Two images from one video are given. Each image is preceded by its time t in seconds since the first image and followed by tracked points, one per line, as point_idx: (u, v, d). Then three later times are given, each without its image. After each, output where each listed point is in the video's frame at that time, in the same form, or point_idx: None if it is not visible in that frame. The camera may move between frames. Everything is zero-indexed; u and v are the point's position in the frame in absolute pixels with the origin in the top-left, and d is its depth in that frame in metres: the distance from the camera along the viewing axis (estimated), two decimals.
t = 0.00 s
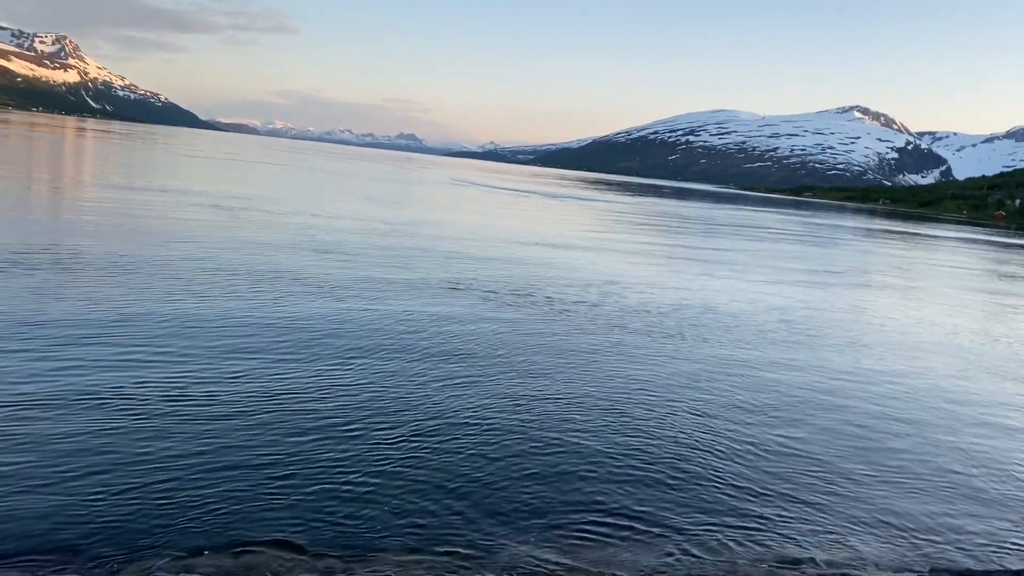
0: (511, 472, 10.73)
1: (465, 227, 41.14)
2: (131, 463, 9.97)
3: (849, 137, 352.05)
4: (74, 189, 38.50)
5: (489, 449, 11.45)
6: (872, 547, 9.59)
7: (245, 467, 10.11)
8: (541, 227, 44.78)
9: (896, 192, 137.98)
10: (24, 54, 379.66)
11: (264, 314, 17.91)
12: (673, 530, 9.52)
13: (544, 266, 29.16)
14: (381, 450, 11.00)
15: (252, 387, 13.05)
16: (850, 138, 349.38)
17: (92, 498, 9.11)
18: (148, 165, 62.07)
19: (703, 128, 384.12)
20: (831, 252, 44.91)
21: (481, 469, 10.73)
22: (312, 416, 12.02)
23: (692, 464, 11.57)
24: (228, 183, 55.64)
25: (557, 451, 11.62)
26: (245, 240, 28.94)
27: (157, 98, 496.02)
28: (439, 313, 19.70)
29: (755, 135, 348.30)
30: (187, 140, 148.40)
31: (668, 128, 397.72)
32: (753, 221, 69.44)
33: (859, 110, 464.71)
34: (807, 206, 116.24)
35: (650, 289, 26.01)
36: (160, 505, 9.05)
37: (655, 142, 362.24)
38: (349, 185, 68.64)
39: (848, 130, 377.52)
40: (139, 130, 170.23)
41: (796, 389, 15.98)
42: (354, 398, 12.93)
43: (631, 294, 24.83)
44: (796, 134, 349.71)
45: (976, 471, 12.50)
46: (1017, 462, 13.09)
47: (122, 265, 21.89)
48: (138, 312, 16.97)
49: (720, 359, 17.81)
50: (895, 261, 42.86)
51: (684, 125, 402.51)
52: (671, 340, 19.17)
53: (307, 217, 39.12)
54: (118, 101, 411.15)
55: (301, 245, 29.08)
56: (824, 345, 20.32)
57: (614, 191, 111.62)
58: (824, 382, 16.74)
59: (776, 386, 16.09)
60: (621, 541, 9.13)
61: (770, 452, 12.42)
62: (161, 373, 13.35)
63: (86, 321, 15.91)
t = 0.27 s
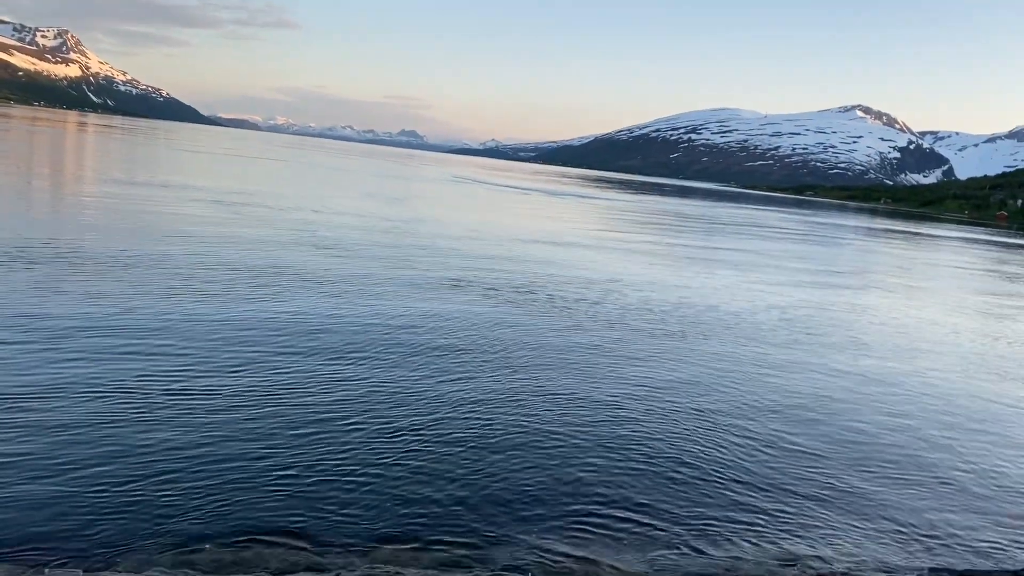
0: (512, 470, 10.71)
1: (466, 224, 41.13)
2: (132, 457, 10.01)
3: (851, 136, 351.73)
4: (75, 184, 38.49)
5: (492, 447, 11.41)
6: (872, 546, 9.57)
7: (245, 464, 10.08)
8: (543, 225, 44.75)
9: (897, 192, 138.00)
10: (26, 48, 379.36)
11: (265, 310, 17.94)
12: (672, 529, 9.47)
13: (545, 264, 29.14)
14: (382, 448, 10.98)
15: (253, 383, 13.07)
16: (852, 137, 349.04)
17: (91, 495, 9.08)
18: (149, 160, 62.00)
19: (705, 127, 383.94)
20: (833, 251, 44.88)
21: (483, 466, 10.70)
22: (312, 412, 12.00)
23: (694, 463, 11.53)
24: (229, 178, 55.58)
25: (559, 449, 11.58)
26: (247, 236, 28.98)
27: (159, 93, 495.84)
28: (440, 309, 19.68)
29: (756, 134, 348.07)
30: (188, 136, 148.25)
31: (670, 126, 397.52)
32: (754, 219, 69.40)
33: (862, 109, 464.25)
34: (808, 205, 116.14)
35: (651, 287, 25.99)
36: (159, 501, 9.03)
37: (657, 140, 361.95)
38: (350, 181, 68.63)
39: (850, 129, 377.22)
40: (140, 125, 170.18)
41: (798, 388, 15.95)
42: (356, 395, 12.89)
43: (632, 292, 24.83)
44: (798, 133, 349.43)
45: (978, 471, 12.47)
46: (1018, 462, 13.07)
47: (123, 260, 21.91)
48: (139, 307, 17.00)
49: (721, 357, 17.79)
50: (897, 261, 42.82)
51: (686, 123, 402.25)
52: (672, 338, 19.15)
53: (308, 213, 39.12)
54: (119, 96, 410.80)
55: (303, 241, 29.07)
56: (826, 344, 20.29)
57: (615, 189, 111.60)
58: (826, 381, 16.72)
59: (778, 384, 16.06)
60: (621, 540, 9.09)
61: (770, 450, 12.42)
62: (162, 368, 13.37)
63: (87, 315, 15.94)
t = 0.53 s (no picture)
0: (512, 466, 10.73)
1: (466, 221, 41.15)
2: (131, 453, 10.00)
3: (851, 134, 351.56)
4: (75, 179, 38.48)
5: (491, 443, 11.43)
6: (871, 543, 9.58)
7: (245, 460, 10.10)
8: (543, 221, 44.77)
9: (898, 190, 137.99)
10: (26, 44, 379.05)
11: (264, 306, 17.92)
12: (671, 526, 9.48)
13: (545, 260, 29.18)
14: (382, 444, 11.00)
15: (253, 379, 13.06)
16: (853, 135, 348.86)
17: (92, 489, 9.09)
18: (149, 156, 61.98)
19: (706, 124, 383.71)
20: (833, 249, 44.91)
21: (482, 463, 10.72)
22: (312, 408, 12.02)
23: (693, 460, 11.55)
24: (229, 174, 55.54)
25: (559, 447, 11.61)
26: (247, 232, 28.99)
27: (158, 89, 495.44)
28: (441, 306, 19.71)
29: (757, 131, 348.07)
30: (188, 131, 148.14)
31: (671, 123, 397.44)
32: (754, 216, 69.44)
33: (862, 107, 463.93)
34: (809, 202, 116.15)
35: (651, 284, 26.03)
36: (159, 496, 9.04)
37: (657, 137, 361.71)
38: (350, 178, 68.63)
39: (850, 127, 377.05)
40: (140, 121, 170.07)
41: (798, 385, 15.99)
42: (356, 391, 12.91)
43: (632, 289, 24.86)
44: (799, 131, 349.23)
45: (977, 468, 12.49)
46: (1017, 460, 13.06)
47: (123, 255, 21.93)
48: (139, 303, 16.99)
49: (721, 354, 17.82)
50: (896, 258, 42.85)
51: (686, 120, 402.04)
52: (672, 335, 19.19)
53: (308, 209, 39.14)
54: (120, 92, 410.44)
55: (303, 238, 29.10)
56: (825, 341, 20.32)
57: (616, 186, 111.57)
58: (825, 378, 16.76)
59: (778, 381, 16.09)
60: (620, 536, 9.10)
61: (770, 448, 12.40)
62: (161, 363, 13.37)
63: (86, 311, 15.93)
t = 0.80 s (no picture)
0: (510, 463, 10.75)
1: (465, 217, 41.20)
2: (131, 450, 10.01)
3: (850, 129, 351.57)
4: (74, 175, 38.52)
5: (490, 440, 11.45)
6: (868, 538, 9.60)
7: (244, 457, 10.12)
8: (541, 217, 44.83)
9: (896, 185, 138.12)
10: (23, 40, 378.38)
11: (264, 302, 17.93)
12: (668, 522, 9.50)
13: (544, 256, 29.24)
14: (380, 440, 11.03)
15: (252, 375, 13.07)
16: (851, 130, 348.89)
17: (91, 486, 9.11)
18: (147, 152, 61.99)
19: (704, 119, 383.65)
20: (831, 244, 44.99)
21: (481, 459, 10.74)
22: (311, 405, 12.03)
23: (692, 456, 11.57)
24: (227, 170, 55.56)
25: (557, 442, 11.63)
26: (245, 228, 28.98)
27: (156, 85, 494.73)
28: (440, 302, 19.74)
29: (755, 127, 348.03)
30: (186, 128, 148.12)
31: (669, 119, 397.17)
32: (752, 212, 69.43)
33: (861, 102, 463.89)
34: (807, 198, 116.24)
35: (650, 280, 26.09)
36: (158, 493, 9.07)
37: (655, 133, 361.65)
38: (348, 174, 68.54)
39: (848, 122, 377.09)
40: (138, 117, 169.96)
41: (796, 380, 16.02)
42: (355, 388, 12.93)
43: (631, 284, 24.91)
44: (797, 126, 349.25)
45: (974, 463, 12.53)
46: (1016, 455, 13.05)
47: (122, 252, 21.97)
48: (138, 300, 17.00)
49: (720, 349, 17.87)
50: (894, 253, 42.95)
51: (685, 116, 401.98)
52: (671, 330, 19.23)
53: (306, 205, 39.18)
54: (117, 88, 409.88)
55: (302, 234, 29.14)
56: (823, 336, 20.37)
57: (614, 182, 111.62)
58: (824, 373, 16.80)
59: (776, 376, 16.13)
60: (617, 532, 9.11)
61: (769, 444, 12.42)
62: (159, 360, 13.37)
63: (85, 308, 15.94)
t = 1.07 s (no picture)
0: (509, 458, 10.78)
1: (462, 212, 41.23)
2: (130, 448, 10.03)
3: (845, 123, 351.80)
4: (69, 174, 38.46)
5: (488, 436, 11.48)
6: (865, 532, 9.63)
7: (243, 454, 10.14)
8: (538, 212, 44.87)
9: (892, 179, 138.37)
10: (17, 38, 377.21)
11: (261, 299, 17.92)
12: (666, 516, 9.53)
13: (541, 251, 29.28)
14: (379, 436, 11.05)
15: (250, 373, 13.08)
16: (847, 124, 349.15)
17: (90, 484, 9.12)
18: (143, 150, 61.96)
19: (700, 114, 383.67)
20: (827, 238, 45.09)
21: (480, 455, 10.77)
22: (310, 401, 12.06)
23: (690, 450, 11.60)
24: (223, 167, 55.54)
25: (556, 438, 11.66)
26: (241, 225, 28.93)
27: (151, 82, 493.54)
28: (438, 298, 19.76)
29: (751, 121, 348.18)
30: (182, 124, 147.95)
31: (664, 113, 397.07)
32: (749, 206, 69.48)
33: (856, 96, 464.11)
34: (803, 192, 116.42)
35: (647, 274, 26.14)
36: (158, 490, 9.09)
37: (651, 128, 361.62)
38: (345, 170, 68.44)
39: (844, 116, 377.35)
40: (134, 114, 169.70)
41: (794, 374, 16.08)
42: (353, 384, 12.96)
43: (628, 279, 24.96)
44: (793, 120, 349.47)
45: (972, 456, 12.56)
46: (1013, 448, 13.11)
47: (119, 250, 21.97)
48: (135, 297, 16.97)
49: (717, 343, 17.91)
50: (891, 247, 43.05)
51: (681, 110, 401.96)
52: (668, 325, 19.27)
53: (303, 202, 39.20)
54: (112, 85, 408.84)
55: (299, 230, 29.16)
56: (820, 330, 20.43)
57: (611, 177, 111.65)
58: (821, 367, 16.84)
59: (774, 371, 16.18)
60: (615, 527, 9.14)
61: (767, 438, 12.46)
62: (157, 358, 13.36)
63: (82, 306, 15.91)
